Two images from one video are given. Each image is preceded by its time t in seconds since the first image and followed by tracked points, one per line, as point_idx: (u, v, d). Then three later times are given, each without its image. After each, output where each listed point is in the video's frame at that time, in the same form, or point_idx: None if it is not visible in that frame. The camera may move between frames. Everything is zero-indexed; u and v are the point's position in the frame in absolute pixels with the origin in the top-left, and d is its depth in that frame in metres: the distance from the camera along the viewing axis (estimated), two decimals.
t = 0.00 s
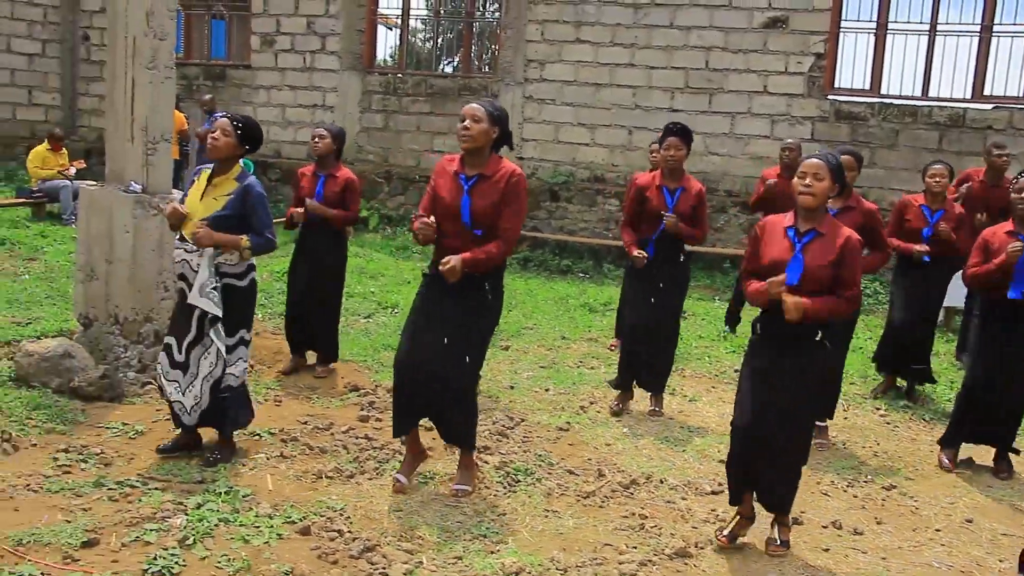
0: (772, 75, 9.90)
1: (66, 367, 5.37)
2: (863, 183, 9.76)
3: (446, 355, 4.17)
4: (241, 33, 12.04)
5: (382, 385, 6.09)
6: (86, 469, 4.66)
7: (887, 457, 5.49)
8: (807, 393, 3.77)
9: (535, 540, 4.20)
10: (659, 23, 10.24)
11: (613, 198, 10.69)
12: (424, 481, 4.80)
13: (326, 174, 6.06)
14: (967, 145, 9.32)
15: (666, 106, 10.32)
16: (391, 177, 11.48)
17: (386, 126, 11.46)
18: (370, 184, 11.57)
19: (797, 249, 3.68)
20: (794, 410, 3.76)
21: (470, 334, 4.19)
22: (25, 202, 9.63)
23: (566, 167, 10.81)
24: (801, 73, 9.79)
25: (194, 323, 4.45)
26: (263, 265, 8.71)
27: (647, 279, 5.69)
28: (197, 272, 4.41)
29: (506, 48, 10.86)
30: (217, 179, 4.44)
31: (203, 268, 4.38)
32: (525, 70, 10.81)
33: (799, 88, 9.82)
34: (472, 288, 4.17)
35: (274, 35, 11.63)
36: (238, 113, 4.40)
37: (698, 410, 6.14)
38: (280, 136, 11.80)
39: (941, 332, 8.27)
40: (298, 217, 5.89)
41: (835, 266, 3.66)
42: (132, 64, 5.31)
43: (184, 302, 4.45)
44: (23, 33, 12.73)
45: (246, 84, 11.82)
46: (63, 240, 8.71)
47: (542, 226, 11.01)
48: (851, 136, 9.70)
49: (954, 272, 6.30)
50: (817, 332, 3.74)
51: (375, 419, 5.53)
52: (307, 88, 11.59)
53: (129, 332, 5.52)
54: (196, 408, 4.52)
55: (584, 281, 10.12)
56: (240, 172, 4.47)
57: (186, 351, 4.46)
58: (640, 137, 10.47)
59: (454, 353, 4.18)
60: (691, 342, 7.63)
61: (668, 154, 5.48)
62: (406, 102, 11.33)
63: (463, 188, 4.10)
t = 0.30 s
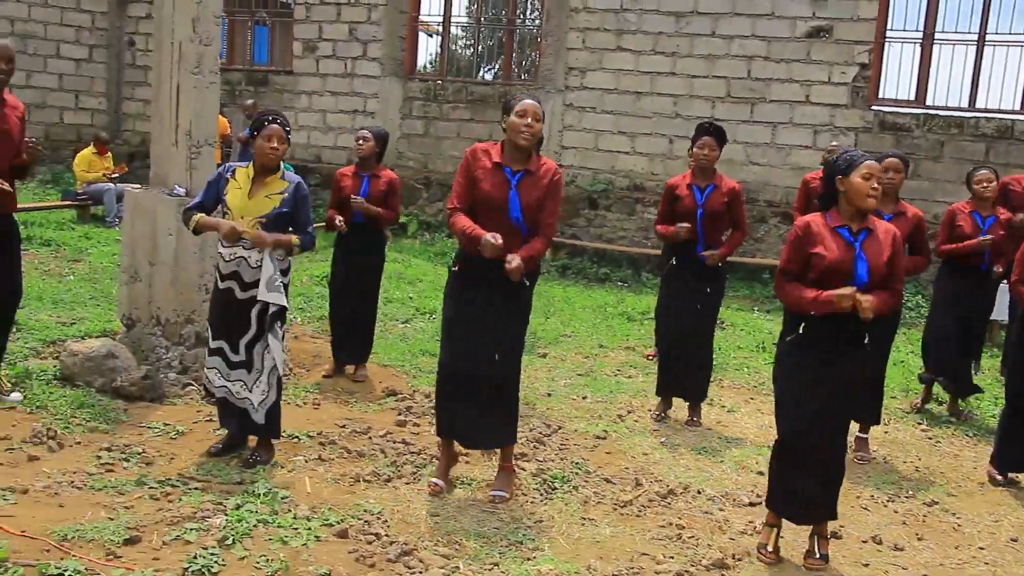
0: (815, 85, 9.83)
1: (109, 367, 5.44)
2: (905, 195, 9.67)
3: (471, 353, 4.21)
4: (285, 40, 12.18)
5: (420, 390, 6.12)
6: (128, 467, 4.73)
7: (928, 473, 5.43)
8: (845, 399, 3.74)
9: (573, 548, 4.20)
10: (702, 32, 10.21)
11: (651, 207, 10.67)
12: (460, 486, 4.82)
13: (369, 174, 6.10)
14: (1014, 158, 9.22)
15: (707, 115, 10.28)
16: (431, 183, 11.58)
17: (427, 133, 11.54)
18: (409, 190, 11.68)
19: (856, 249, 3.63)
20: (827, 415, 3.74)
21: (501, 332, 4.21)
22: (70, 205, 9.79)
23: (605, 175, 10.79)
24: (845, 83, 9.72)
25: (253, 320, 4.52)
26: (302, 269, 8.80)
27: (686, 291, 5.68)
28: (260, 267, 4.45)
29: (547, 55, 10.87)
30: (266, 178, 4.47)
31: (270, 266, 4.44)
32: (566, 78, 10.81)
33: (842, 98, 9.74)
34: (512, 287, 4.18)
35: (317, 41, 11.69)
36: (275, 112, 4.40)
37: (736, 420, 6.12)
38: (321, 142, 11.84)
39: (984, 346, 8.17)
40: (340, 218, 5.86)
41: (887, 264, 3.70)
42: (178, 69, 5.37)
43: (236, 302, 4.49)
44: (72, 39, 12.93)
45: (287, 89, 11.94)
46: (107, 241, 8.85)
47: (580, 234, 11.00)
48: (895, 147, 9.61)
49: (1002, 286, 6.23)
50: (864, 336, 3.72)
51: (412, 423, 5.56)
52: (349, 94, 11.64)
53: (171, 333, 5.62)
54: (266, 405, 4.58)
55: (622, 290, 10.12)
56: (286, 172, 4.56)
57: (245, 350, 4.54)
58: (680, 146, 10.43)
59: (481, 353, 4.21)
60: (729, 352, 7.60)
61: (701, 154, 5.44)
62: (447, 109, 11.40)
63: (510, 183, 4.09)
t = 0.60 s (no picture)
0: (866, 92, 9.67)
1: (160, 370, 5.55)
2: (960, 204, 9.47)
3: (506, 360, 4.23)
4: (335, 48, 12.32)
5: (465, 397, 6.14)
6: (177, 469, 4.81)
7: (983, 491, 5.30)
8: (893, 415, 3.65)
9: (616, 559, 4.18)
10: (750, 38, 10.10)
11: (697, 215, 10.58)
12: (501, 494, 4.81)
13: (410, 183, 6.12)
14: None
15: (755, 123, 10.16)
16: (477, 190, 11.61)
17: (474, 140, 11.54)
18: (455, 197, 11.73)
19: (897, 274, 3.55)
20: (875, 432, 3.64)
21: (538, 344, 4.22)
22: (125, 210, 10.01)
23: (652, 184, 10.71)
24: (896, 90, 9.54)
25: (306, 327, 4.56)
26: (350, 275, 8.89)
27: (723, 298, 5.60)
28: (311, 275, 4.51)
29: (594, 62, 10.84)
30: (306, 186, 4.54)
31: (319, 272, 4.50)
32: (613, 85, 10.76)
33: (893, 106, 9.57)
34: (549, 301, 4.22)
35: (365, 48, 11.85)
36: (309, 119, 4.44)
37: (784, 432, 6.05)
38: (369, 148, 12.04)
39: None
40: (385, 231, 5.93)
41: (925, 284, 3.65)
42: (230, 77, 5.44)
43: (289, 308, 4.53)
44: (128, 48, 13.20)
45: (336, 96, 12.08)
46: (160, 246, 9.02)
47: (627, 242, 10.94)
48: (949, 156, 9.41)
49: None
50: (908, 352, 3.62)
51: (457, 430, 5.58)
52: (397, 101, 11.77)
53: (220, 337, 5.68)
54: (313, 413, 4.62)
55: (670, 299, 10.05)
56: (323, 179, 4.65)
57: (298, 357, 4.58)
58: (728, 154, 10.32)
59: (519, 367, 4.22)
60: (776, 363, 7.51)
61: (741, 169, 5.41)
62: (494, 116, 11.41)
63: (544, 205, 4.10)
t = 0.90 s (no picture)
0: (961, 107, 9.43)
1: (251, 383, 5.69)
2: None
3: (589, 379, 4.15)
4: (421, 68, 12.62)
5: (549, 414, 6.16)
6: (268, 480, 4.94)
7: None
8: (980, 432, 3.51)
9: None
10: (839, 54, 9.95)
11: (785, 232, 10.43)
12: (587, 511, 4.81)
13: (489, 202, 6.24)
14: None
15: (844, 140, 10.01)
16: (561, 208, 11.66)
17: (558, 158, 11.64)
18: (540, 215, 11.81)
19: (981, 278, 3.45)
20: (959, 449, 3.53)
21: (612, 357, 4.12)
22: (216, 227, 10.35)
23: (739, 202, 10.63)
24: (995, 104, 9.28)
25: (386, 338, 4.59)
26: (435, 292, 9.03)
27: (813, 316, 5.49)
28: (386, 285, 4.54)
29: (679, 80, 10.81)
30: (388, 202, 4.62)
31: (395, 283, 4.52)
32: (698, 103, 10.73)
33: (991, 121, 9.30)
34: (623, 309, 4.10)
35: (450, 68, 12.16)
36: (390, 140, 4.56)
37: (875, 455, 5.91)
38: (455, 166, 12.30)
39: None
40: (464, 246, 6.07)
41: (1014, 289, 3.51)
42: (319, 98, 5.56)
43: (369, 320, 4.58)
44: (222, 70, 13.65)
45: (422, 115, 12.45)
46: (250, 262, 9.29)
47: (713, 260, 10.83)
48: None
49: None
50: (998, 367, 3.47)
51: (542, 447, 5.61)
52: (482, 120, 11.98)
53: (309, 352, 5.84)
54: (408, 415, 4.65)
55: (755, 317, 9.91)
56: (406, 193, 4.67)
57: (382, 368, 4.60)
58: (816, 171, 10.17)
59: (593, 382, 4.15)
60: (868, 384, 7.35)
61: (827, 183, 5.31)
62: (579, 134, 11.48)
63: (616, 210, 4.05)
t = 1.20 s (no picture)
0: None
1: (320, 393, 5.76)
2: None
3: (652, 393, 4.13)
4: (494, 83, 12.90)
5: (616, 430, 6.12)
6: (334, 489, 4.98)
7: None
8: None
9: None
10: (919, 68, 9.73)
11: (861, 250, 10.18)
12: (651, 529, 4.74)
13: (556, 214, 6.21)
14: None
15: (923, 156, 9.77)
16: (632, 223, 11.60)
17: (629, 172, 11.64)
18: (610, 229, 11.76)
19: None
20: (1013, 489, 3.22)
21: (683, 373, 4.06)
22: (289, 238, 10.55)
23: (812, 218, 10.46)
24: None
25: (444, 346, 4.67)
26: (504, 304, 9.07)
27: (890, 335, 5.36)
28: (440, 296, 4.62)
29: (753, 95, 10.71)
30: (449, 209, 4.65)
31: (447, 292, 4.59)
32: (772, 118, 10.61)
33: None
34: (694, 328, 4.04)
35: (523, 82, 12.39)
36: (461, 145, 4.59)
37: (951, 479, 5.73)
38: (525, 180, 12.44)
39: None
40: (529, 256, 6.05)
41: None
42: (392, 112, 5.67)
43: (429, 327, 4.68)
44: (298, 83, 14.00)
45: (493, 129, 12.68)
46: (322, 272, 9.45)
47: (784, 277, 10.64)
48: None
49: None
50: None
51: (608, 463, 5.57)
52: (553, 133, 12.15)
53: (378, 362, 5.87)
54: (447, 427, 4.70)
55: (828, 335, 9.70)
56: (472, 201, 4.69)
57: (439, 374, 4.68)
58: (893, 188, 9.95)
59: (661, 397, 4.11)
60: (944, 407, 7.14)
61: (907, 197, 5.18)
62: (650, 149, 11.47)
63: (671, 225, 3.96)
